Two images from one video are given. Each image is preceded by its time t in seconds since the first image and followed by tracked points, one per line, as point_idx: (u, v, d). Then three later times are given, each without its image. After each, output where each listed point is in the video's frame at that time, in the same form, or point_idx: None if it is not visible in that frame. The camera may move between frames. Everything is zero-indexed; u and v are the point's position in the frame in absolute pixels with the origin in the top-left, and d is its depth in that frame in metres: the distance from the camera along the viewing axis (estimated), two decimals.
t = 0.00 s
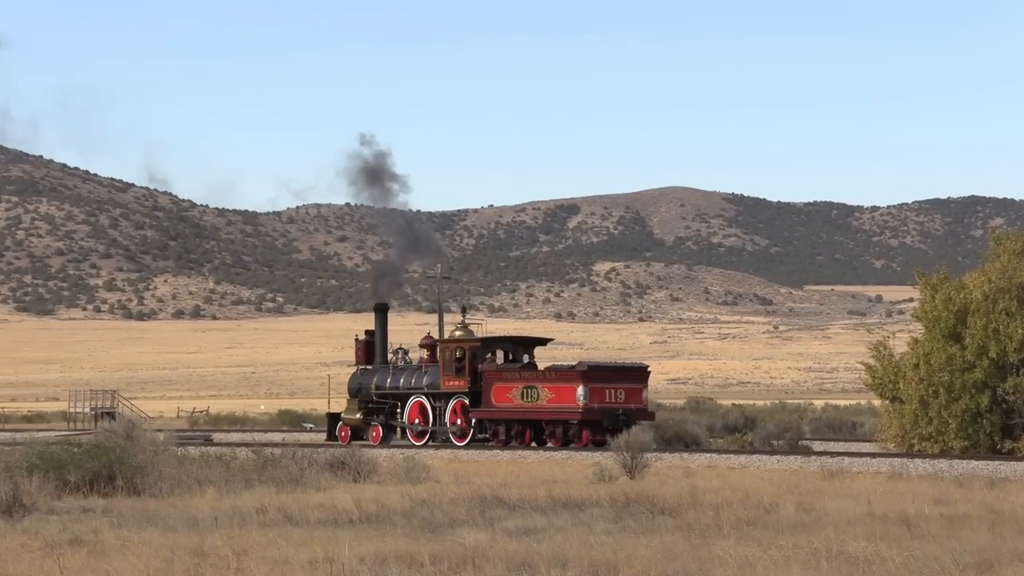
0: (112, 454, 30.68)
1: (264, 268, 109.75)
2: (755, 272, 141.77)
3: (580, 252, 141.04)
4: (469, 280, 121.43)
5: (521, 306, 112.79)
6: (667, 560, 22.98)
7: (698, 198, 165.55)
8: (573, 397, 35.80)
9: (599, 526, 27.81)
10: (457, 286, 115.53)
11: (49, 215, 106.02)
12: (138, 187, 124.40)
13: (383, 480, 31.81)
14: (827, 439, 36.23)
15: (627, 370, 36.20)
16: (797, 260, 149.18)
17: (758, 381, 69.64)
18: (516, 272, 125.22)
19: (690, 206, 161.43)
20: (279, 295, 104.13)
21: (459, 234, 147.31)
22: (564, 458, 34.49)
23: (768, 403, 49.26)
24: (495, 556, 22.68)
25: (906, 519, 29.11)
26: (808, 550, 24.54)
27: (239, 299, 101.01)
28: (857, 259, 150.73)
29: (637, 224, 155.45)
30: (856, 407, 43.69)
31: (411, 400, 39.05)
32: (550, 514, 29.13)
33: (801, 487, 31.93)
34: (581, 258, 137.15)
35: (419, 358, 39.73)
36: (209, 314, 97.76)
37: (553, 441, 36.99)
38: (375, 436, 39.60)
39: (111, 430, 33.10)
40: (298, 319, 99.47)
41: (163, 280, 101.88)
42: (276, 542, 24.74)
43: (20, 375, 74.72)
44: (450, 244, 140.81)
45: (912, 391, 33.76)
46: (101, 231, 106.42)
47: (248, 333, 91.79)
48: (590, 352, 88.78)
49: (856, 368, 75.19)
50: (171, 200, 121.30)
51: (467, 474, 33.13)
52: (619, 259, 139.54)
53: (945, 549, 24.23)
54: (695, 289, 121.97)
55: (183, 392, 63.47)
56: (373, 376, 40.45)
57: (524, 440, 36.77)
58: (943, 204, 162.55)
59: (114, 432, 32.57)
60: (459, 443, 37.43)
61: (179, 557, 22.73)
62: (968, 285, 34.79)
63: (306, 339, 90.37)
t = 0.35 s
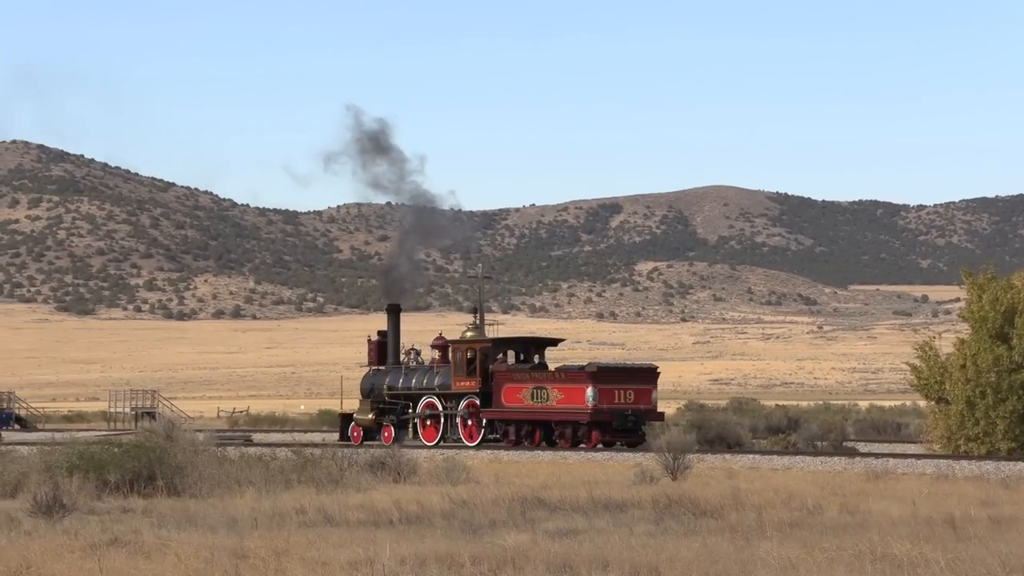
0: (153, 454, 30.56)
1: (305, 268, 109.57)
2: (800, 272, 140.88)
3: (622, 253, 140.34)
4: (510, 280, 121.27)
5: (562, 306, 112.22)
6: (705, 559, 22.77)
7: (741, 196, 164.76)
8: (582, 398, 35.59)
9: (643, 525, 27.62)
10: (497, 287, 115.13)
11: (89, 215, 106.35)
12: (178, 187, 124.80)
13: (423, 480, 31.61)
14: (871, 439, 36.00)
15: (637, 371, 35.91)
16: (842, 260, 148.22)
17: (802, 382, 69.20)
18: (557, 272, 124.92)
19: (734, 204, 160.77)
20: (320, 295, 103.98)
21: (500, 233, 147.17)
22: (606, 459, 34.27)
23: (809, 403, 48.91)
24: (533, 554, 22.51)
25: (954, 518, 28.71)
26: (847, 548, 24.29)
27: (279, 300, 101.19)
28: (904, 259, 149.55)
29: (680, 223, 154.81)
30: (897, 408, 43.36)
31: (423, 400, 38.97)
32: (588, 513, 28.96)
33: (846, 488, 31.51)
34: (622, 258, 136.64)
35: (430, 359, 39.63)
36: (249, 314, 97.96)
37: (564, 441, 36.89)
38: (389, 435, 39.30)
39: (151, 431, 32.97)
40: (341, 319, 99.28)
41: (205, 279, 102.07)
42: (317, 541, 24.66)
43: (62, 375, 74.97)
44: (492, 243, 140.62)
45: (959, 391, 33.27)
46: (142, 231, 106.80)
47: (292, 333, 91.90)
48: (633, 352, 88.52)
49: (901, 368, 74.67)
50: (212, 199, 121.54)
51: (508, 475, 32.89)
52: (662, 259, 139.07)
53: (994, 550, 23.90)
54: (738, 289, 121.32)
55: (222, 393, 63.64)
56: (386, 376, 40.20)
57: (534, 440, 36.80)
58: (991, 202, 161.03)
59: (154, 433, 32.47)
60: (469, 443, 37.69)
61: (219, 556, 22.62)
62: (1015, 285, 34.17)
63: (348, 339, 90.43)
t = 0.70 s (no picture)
0: (180, 455, 29.44)
1: (335, 267, 108.76)
2: (837, 271, 139.89)
3: (656, 250, 139.82)
4: (542, 279, 120.78)
5: (595, 306, 111.66)
6: (748, 547, 21.49)
7: (777, 194, 163.83)
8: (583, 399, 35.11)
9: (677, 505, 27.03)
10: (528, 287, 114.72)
11: (116, 214, 106.15)
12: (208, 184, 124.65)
13: (453, 481, 30.94)
14: (911, 442, 35.37)
15: (636, 371, 35.38)
16: (880, 258, 147.14)
17: (839, 382, 68.50)
18: (590, 271, 124.36)
19: (770, 203, 160.00)
20: (349, 294, 103.57)
21: (532, 232, 146.72)
22: (639, 461, 33.66)
23: (845, 406, 48.24)
24: (568, 538, 21.70)
25: (997, 511, 28.01)
26: (888, 538, 23.50)
27: (308, 299, 100.90)
28: (942, 257, 148.34)
29: (714, 220, 154.13)
30: (934, 409, 42.74)
31: (425, 402, 38.67)
32: (621, 500, 28.15)
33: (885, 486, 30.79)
34: (655, 256, 136.06)
35: (432, 360, 39.30)
36: (276, 313, 97.70)
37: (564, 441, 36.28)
38: (389, 437, 39.07)
39: (177, 431, 32.75)
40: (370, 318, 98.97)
41: (232, 279, 101.81)
42: (346, 525, 23.94)
43: (90, 375, 74.71)
44: (525, 242, 140.13)
45: (999, 393, 32.55)
46: (169, 229, 106.70)
47: (322, 333, 91.52)
48: (666, 353, 87.91)
49: (940, 370, 73.90)
50: (242, 198, 121.38)
51: (538, 477, 32.32)
52: (696, 258, 138.33)
53: None
54: (773, 289, 120.52)
55: (250, 394, 63.43)
56: (387, 377, 39.90)
57: (536, 442, 36.24)
58: None
59: (181, 434, 32.09)
60: (471, 444, 37.23)
61: (248, 543, 21.77)
62: None
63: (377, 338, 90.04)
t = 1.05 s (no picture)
0: (178, 457, 29.18)
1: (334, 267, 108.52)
2: (837, 271, 139.84)
3: (655, 252, 139.93)
4: (540, 280, 120.85)
5: (593, 306, 111.72)
6: (746, 547, 21.57)
7: (776, 194, 163.85)
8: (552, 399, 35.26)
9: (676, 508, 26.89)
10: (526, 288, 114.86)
11: (114, 214, 105.95)
12: (205, 184, 124.61)
13: (452, 482, 30.84)
14: (910, 442, 35.35)
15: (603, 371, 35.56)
16: (881, 259, 147.18)
17: (839, 383, 68.44)
18: (588, 271, 124.31)
19: (770, 203, 159.97)
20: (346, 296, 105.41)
21: (532, 232, 146.80)
22: (638, 462, 33.62)
23: (846, 406, 48.16)
24: (568, 539, 21.55)
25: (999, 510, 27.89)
26: (887, 539, 23.46)
27: (307, 299, 100.91)
28: (944, 258, 148.44)
29: (714, 221, 154.27)
30: (934, 410, 42.70)
31: (396, 404, 38.27)
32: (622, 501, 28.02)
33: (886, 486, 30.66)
34: (654, 257, 136.10)
35: (403, 361, 39.13)
36: (275, 313, 97.59)
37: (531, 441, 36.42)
38: (359, 437, 38.92)
39: (175, 432, 32.76)
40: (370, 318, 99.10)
41: (230, 279, 101.74)
42: (344, 526, 23.91)
43: (87, 377, 74.64)
44: (525, 242, 140.15)
45: (999, 394, 32.33)
46: (167, 230, 106.55)
47: (320, 334, 91.54)
48: (666, 353, 87.88)
49: (941, 371, 73.90)
50: (239, 198, 121.28)
51: (536, 479, 32.20)
52: (695, 258, 138.28)
53: None
54: (773, 289, 120.54)
55: (246, 395, 63.36)
56: (357, 378, 39.55)
57: (505, 442, 36.32)
58: None
59: (179, 435, 31.97)
60: (441, 445, 37.00)
61: (247, 545, 21.59)
62: None
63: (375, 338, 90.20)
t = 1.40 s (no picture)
0: (171, 460, 28.31)
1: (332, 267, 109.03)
2: (843, 271, 139.04)
3: (658, 251, 139.45)
4: (543, 279, 120.22)
5: (597, 307, 111.06)
6: (749, 542, 20.84)
7: (781, 192, 163.17)
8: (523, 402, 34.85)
9: (681, 504, 26.15)
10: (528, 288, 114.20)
11: (107, 213, 105.21)
12: (201, 182, 123.90)
13: (452, 486, 30.08)
14: (919, 447, 34.67)
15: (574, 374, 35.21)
16: (888, 259, 146.45)
17: (846, 385, 67.75)
18: (592, 271, 123.58)
19: (775, 202, 159.21)
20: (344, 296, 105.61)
21: (533, 231, 146.11)
22: (642, 466, 32.94)
23: (854, 409, 47.50)
24: (570, 544, 20.73)
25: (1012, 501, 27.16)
26: (896, 528, 22.77)
27: (304, 300, 100.32)
28: (953, 258, 147.74)
29: (718, 220, 153.71)
30: (943, 412, 42.04)
31: (365, 405, 37.63)
32: (625, 500, 27.30)
33: (895, 484, 29.97)
34: (657, 256, 135.45)
35: (373, 363, 38.38)
36: (271, 314, 96.93)
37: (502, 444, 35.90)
38: (329, 440, 38.45)
39: (170, 435, 32.02)
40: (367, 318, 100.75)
41: (226, 279, 101.07)
42: (337, 528, 23.24)
43: (80, 378, 73.94)
44: (528, 242, 139.43)
45: (1009, 396, 31.32)
46: (161, 229, 105.71)
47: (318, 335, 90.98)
48: (670, 355, 87.21)
49: (950, 372, 73.27)
50: (238, 197, 120.60)
51: (538, 483, 31.55)
52: (699, 258, 137.51)
53: None
54: (779, 289, 119.85)
55: (241, 397, 62.71)
56: (328, 380, 38.97)
57: (475, 445, 35.79)
58: None
59: (173, 439, 31.26)
60: (411, 448, 36.53)
61: (236, 547, 20.85)
62: None
63: (375, 340, 89.56)
